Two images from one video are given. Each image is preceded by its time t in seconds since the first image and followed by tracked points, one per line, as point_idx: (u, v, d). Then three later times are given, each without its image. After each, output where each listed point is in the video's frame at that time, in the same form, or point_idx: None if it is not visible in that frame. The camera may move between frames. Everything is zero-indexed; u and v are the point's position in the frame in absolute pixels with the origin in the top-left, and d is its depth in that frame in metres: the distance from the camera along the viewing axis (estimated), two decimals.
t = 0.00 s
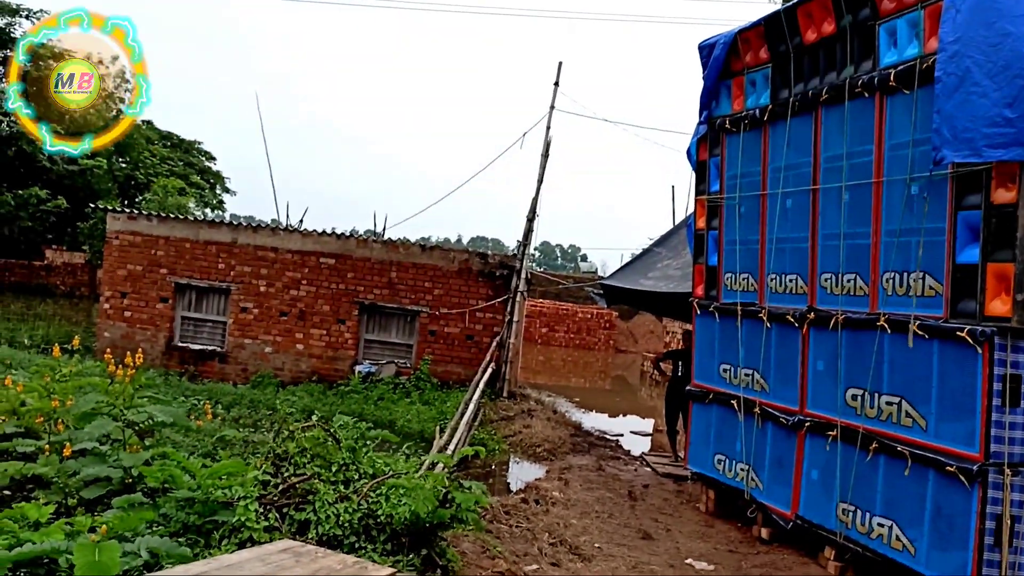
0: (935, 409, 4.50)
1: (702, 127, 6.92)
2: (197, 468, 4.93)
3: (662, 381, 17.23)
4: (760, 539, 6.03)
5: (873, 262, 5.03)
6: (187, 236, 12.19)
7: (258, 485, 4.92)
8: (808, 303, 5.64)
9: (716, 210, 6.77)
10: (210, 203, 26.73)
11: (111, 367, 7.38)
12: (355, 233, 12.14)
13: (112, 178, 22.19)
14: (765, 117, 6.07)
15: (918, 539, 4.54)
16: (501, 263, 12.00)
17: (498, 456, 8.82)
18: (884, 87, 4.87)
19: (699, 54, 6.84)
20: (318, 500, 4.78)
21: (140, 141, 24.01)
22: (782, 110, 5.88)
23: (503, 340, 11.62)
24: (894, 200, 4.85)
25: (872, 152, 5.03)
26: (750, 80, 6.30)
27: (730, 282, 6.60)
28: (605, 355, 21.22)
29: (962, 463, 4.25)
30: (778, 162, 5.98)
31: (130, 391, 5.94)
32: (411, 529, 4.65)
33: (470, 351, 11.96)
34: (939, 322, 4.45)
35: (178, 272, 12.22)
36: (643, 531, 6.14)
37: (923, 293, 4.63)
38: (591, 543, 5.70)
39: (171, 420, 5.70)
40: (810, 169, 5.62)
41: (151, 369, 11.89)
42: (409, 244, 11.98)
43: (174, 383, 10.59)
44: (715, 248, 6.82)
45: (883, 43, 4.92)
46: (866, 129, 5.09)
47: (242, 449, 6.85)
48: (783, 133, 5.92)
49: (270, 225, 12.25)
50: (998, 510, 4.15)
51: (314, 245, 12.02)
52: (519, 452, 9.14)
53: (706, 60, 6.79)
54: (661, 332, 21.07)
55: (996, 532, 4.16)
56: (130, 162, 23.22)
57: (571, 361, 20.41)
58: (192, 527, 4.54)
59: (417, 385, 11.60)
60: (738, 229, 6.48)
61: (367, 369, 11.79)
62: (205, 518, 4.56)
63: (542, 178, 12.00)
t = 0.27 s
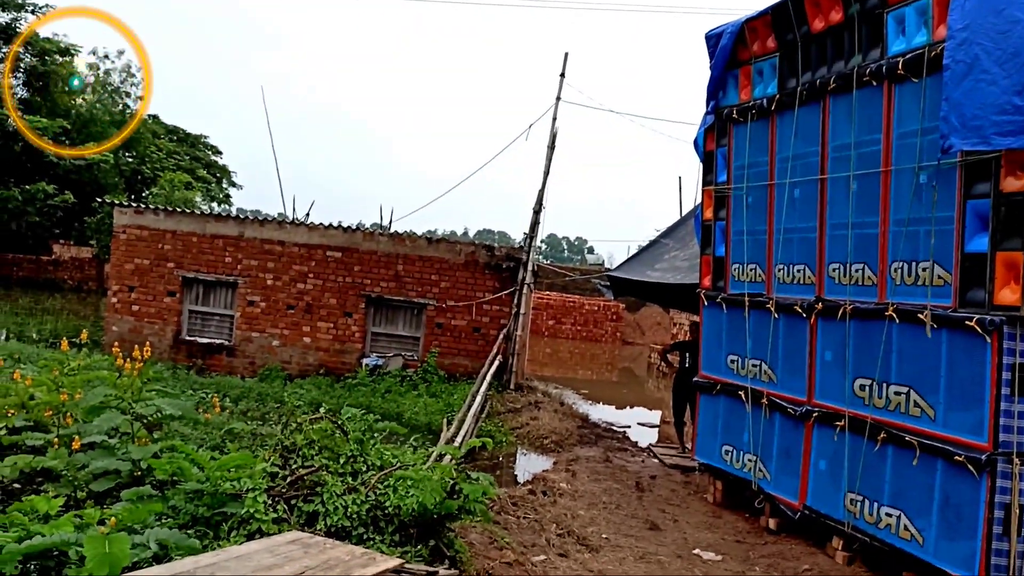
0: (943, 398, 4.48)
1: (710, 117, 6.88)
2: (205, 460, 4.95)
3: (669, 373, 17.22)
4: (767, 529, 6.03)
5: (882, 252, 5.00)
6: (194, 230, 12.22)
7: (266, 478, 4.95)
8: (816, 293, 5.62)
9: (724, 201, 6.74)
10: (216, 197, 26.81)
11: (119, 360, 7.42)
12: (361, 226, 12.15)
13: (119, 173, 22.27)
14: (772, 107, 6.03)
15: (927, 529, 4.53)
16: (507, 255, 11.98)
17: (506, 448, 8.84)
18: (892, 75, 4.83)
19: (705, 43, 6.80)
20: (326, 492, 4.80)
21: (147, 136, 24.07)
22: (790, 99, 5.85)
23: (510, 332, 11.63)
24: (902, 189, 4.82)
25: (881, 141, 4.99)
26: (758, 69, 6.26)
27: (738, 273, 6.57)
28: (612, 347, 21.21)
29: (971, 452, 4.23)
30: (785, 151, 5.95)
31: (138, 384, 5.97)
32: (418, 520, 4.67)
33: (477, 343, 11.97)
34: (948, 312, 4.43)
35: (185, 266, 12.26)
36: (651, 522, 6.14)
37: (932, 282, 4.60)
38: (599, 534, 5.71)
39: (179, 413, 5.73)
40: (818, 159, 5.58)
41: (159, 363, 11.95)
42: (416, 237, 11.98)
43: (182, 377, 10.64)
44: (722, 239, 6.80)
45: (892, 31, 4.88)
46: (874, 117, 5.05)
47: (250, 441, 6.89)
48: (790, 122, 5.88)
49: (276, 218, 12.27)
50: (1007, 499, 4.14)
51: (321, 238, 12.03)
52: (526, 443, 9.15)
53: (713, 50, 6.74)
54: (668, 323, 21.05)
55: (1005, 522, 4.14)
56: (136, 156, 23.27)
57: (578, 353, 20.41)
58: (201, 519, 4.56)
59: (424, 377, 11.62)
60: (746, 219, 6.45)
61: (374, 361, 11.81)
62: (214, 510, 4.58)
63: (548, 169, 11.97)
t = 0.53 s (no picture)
0: (947, 390, 4.48)
1: (713, 109, 6.86)
2: (210, 454, 4.97)
3: (673, 366, 17.22)
4: (771, 521, 6.04)
5: (885, 244, 5.00)
6: (197, 225, 12.23)
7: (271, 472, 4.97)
8: (819, 285, 5.61)
9: (727, 193, 6.73)
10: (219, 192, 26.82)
11: (123, 356, 7.44)
12: (364, 221, 12.15)
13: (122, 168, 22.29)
14: (776, 99, 6.02)
15: (930, 521, 4.53)
16: (511, 249, 11.98)
17: (509, 441, 8.86)
18: (896, 67, 4.81)
19: (708, 35, 6.77)
20: (330, 485, 4.82)
21: (150, 131, 24.08)
22: (793, 91, 5.83)
23: (513, 326, 11.64)
24: (906, 181, 4.81)
25: (884, 133, 4.98)
26: (761, 61, 6.24)
27: (741, 266, 6.57)
28: (616, 340, 21.22)
29: (974, 444, 4.23)
30: (788, 144, 5.94)
31: (142, 379, 5.99)
32: (423, 514, 4.69)
33: (480, 337, 11.98)
34: (952, 303, 4.42)
35: (189, 261, 12.28)
36: (655, 514, 6.16)
37: (936, 274, 4.60)
38: (603, 527, 5.72)
39: (183, 408, 5.76)
40: (821, 151, 5.57)
41: (163, 357, 11.99)
42: (419, 231, 11.98)
43: (187, 372, 10.67)
44: (725, 231, 6.79)
45: (895, 22, 4.86)
46: (877, 109, 5.04)
47: (254, 435, 6.91)
48: (793, 114, 5.86)
49: (280, 213, 12.28)
50: (1011, 491, 4.13)
51: (324, 233, 12.04)
52: (530, 437, 9.17)
53: (715, 42, 6.72)
54: (671, 316, 21.05)
55: (1008, 513, 4.14)
56: (139, 151, 23.28)
57: (581, 346, 20.42)
58: (206, 513, 4.59)
59: (428, 371, 11.64)
60: (749, 212, 6.45)
61: (378, 356, 11.83)
62: (219, 503, 4.60)
63: (551, 163, 11.95)
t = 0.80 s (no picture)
0: (947, 388, 4.47)
1: (713, 107, 6.85)
2: (210, 454, 4.98)
3: (673, 363, 17.22)
4: (771, 519, 6.04)
5: (885, 242, 4.99)
6: (197, 224, 12.23)
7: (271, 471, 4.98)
8: (819, 283, 5.61)
9: (727, 191, 6.73)
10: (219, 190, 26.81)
11: (123, 355, 7.45)
12: (364, 219, 12.15)
13: (122, 166, 22.29)
14: (775, 97, 6.01)
15: (930, 518, 4.53)
16: (511, 247, 11.98)
17: (510, 439, 8.86)
18: (896, 64, 4.81)
19: (708, 33, 6.76)
20: (331, 484, 4.83)
21: (149, 129, 24.06)
22: (793, 89, 5.82)
23: (513, 323, 11.64)
24: (906, 178, 4.80)
25: (884, 130, 4.97)
26: (760, 59, 6.23)
27: (741, 263, 6.56)
28: (616, 338, 21.23)
29: (974, 441, 4.23)
30: (788, 141, 5.93)
31: (142, 378, 5.99)
32: (423, 513, 4.68)
33: (480, 335, 11.98)
34: (951, 301, 4.42)
35: (189, 260, 12.28)
36: (655, 512, 6.16)
37: (936, 271, 4.59)
38: (604, 525, 5.73)
39: (184, 407, 5.76)
40: (821, 149, 5.57)
41: (163, 356, 11.99)
42: (419, 229, 11.98)
43: (187, 370, 10.67)
44: (725, 229, 6.78)
45: (895, 20, 4.85)
46: (877, 107, 5.03)
47: (255, 434, 6.92)
48: (793, 112, 5.86)
49: (280, 211, 12.28)
50: (1010, 488, 4.13)
51: (324, 231, 12.03)
52: (530, 434, 9.17)
53: (715, 39, 6.70)
54: (672, 314, 21.05)
55: (1008, 511, 4.14)
56: (139, 150, 23.28)
57: (582, 343, 20.43)
58: (206, 512, 4.59)
59: (428, 369, 11.64)
60: (749, 210, 6.44)
61: (378, 354, 11.83)
62: (220, 503, 4.61)
63: (551, 160, 11.94)
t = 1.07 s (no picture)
0: (944, 387, 4.48)
1: (711, 106, 6.85)
2: (208, 454, 4.97)
3: (671, 363, 17.24)
4: (769, 518, 6.04)
5: (883, 241, 4.99)
6: (195, 223, 12.21)
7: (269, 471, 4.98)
8: (817, 282, 5.61)
9: (724, 190, 6.73)
10: (217, 189, 26.79)
11: (120, 354, 7.43)
12: (362, 218, 12.14)
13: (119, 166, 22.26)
14: (773, 96, 6.01)
15: (928, 517, 4.53)
16: (509, 246, 11.97)
17: (508, 439, 8.86)
18: (893, 64, 4.81)
19: (706, 32, 6.76)
20: (329, 484, 4.82)
21: (147, 129, 24.03)
22: (791, 88, 5.82)
23: (512, 323, 11.63)
24: (904, 178, 4.81)
25: (882, 130, 4.97)
26: (758, 58, 6.23)
27: (739, 263, 6.56)
28: (615, 337, 21.23)
29: (972, 440, 4.23)
30: (786, 141, 5.93)
31: (140, 378, 5.99)
32: (421, 512, 4.69)
33: (479, 335, 11.98)
34: (949, 300, 4.42)
35: (186, 259, 12.26)
36: (653, 512, 6.16)
37: (933, 271, 4.59)
38: (601, 524, 5.74)
39: (181, 407, 5.76)
40: (819, 148, 5.57)
41: (161, 356, 11.97)
42: (417, 228, 11.97)
43: (184, 370, 10.65)
44: (723, 228, 6.78)
45: (893, 19, 4.85)
46: (875, 106, 5.03)
47: (252, 434, 6.91)
48: (791, 112, 5.86)
49: (277, 210, 12.26)
50: (1008, 487, 4.13)
51: (322, 230, 12.02)
52: (529, 434, 9.17)
53: (713, 39, 6.70)
54: (670, 313, 21.08)
55: (1005, 510, 4.14)
56: (136, 149, 23.24)
57: (580, 343, 20.43)
58: (204, 512, 4.59)
59: (426, 368, 11.64)
60: (746, 209, 6.44)
61: (376, 353, 11.83)
62: (217, 503, 4.61)
63: (550, 160, 11.94)
